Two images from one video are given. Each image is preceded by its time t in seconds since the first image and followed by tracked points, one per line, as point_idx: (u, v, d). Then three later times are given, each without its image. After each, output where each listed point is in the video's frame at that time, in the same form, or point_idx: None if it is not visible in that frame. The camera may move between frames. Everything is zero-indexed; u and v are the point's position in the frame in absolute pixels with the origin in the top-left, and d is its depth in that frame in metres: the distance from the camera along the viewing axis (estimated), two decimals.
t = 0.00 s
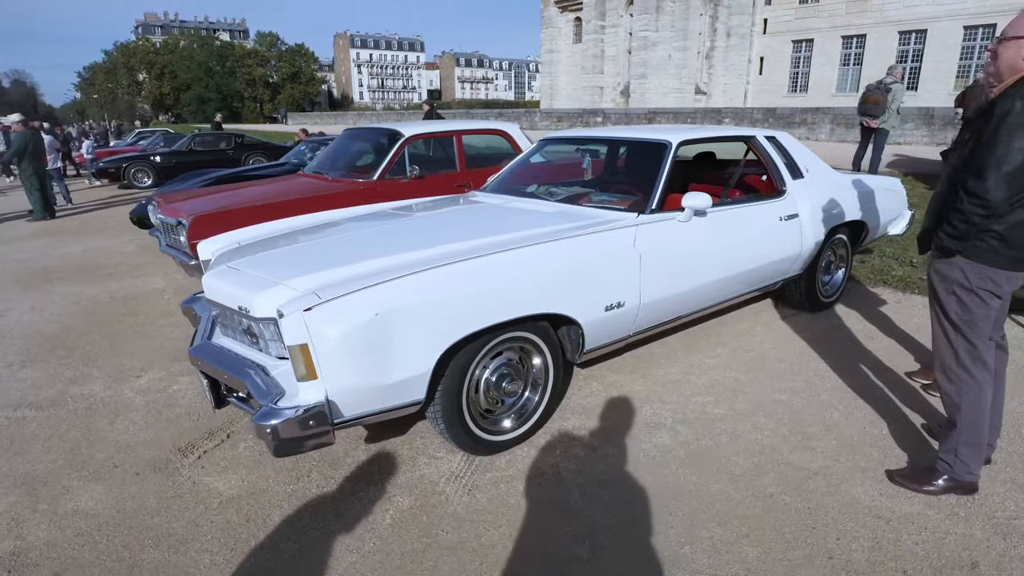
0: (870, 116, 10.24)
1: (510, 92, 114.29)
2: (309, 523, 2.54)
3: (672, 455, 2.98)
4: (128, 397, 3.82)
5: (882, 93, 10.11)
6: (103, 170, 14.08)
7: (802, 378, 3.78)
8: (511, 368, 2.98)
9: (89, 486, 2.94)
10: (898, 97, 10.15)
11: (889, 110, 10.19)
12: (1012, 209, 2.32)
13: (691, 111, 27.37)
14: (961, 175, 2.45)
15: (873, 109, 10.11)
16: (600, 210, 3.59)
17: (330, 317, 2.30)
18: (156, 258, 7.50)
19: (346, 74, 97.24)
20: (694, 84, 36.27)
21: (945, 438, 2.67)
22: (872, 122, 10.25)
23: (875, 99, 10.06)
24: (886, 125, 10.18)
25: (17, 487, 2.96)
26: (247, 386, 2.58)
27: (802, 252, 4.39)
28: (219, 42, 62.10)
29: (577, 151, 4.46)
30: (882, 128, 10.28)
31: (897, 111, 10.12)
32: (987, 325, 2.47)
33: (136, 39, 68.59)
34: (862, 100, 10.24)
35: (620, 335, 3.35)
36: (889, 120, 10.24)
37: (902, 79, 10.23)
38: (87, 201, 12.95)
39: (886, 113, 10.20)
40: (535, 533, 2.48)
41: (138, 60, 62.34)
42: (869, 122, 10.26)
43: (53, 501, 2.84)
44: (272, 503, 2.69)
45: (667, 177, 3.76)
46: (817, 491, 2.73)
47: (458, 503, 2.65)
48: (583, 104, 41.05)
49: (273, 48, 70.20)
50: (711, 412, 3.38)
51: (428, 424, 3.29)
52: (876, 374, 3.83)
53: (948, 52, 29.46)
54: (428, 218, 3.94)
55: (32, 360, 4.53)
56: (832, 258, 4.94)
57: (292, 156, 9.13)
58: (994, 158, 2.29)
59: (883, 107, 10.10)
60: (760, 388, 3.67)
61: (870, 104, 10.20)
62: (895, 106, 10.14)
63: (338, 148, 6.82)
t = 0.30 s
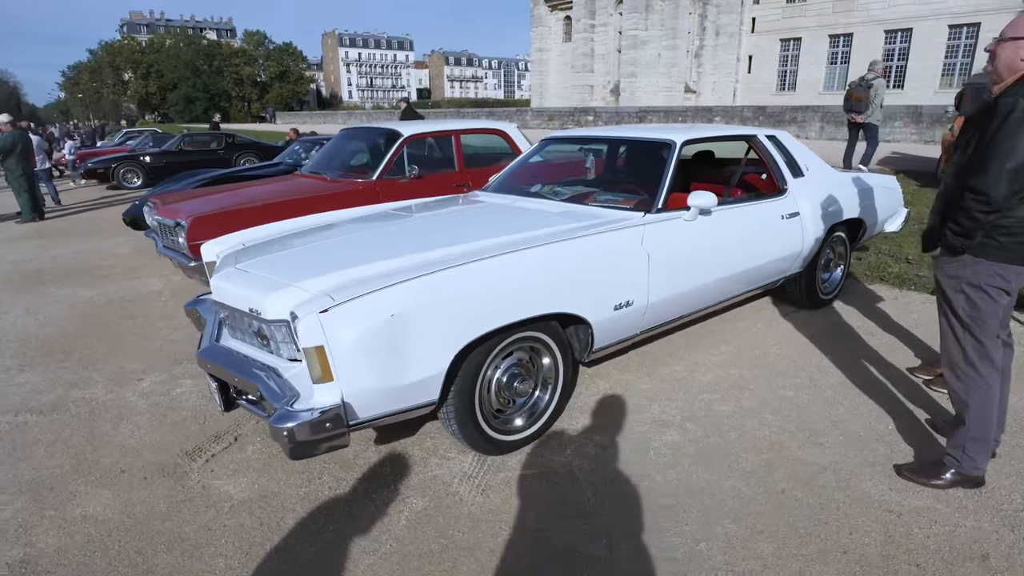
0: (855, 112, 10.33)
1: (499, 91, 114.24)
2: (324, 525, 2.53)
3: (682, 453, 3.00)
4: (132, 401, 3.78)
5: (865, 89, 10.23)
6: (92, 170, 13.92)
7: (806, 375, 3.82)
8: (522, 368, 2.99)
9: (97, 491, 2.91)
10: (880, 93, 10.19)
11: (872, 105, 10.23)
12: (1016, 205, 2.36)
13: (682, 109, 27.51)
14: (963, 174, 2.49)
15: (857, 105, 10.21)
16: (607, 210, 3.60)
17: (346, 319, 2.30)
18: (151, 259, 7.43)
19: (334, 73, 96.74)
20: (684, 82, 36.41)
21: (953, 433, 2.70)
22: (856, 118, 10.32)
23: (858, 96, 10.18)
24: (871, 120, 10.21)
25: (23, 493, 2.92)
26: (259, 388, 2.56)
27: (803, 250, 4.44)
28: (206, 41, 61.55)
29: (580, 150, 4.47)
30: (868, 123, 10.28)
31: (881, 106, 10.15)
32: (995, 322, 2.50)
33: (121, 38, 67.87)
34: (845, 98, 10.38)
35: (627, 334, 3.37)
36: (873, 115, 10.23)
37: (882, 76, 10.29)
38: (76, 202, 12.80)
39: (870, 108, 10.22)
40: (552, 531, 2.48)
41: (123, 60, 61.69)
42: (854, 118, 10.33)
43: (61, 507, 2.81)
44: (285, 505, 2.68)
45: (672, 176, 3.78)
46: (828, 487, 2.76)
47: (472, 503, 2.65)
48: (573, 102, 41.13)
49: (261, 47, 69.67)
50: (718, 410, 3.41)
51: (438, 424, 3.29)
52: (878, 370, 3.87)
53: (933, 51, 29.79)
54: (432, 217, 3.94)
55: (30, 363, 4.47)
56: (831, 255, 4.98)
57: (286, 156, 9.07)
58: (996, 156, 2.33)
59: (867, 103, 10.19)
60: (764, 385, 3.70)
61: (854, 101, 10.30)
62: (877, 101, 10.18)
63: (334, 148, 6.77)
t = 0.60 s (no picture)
0: (848, 107, 10.37)
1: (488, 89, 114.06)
2: (339, 530, 2.49)
3: (696, 451, 2.98)
4: (133, 405, 3.71)
5: (858, 85, 10.26)
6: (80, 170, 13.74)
7: (814, 371, 3.82)
8: (534, 368, 2.96)
9: (102, 498, 2.85)
10: (873, 90, 10.24)
11: (866, 101, 10.29)
12: None
13: (673, 106, 27.58)
14: (984, 176, 2.49)
15: (851, 101, 10.24)
16: (615, 207, 3.58)
17: (362, 320, 2.26)
18: (144, 260, 7.33)
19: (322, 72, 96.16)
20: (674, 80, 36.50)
21: (970, 430, 2.70)
22: (850, 113, 10.37)
23: (852, 92, 10.21)
24: (864, 117, 10.30)
25: (26, 501, 2.85)
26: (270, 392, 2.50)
27: (807, 247, 4.44)
28: (192, 39, 61.01)
29: (583, 148, 4.44)
30: (861, 119, 10.38)
31: (875, 104, 10.23)
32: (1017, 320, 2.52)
33: (106, 37, 67.06)
34: (839, 93, 10.39)
35: (638, 331, 3.35)
36: (866, 111, 10.31)
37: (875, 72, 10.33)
38: (64, 203, 12.62)
39: (863, 104, 10.29)
40: (571, 532, 2.46)
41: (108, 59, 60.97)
42: (847, 113, 10.39)
43: (66, 515, 2.74)
44: (297, 510, 2.63)
45: (680, 173, 3.76)
46: (844, 484, 2.75)
47: (488, 505, 2.62)
48: (564, 100, 41.12)
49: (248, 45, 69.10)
50: (729, 407, 3.40)
51: (448, 425, 3.25)
52: (884, 364, 3.88)
53: (920, 48, 30.06)
54: (437, 216, 3.90)
55: (25, 368, 4.38)
56: (833, 251, 4.98)
57: (280, 155, 8.99)
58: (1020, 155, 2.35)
59: (860, 99, 10.24)
60: (773, 381, 3.69)
61: (848, 96, 10.32)
62: (871, 98, 10.24)
63: (330, 146, 6.71)
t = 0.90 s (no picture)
0: (849, 106, 10.42)
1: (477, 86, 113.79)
2: (356, 539, 2.42)
3: (714, 451, 2.94)
4: (133, 410, 3.61)
5: (862, 84, 10.26)
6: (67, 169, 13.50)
7: (825, 368, 3.79)
8: (549, 368, 2.90)
9: (106, 507, 2.75)
10: (876, 89, 10.23)
11: (867, 100, 10.31)
12: None
13: (665, 103, 27.61)
14: (1009, 174, 2.47)
15: (853, 100, 10.27)
16: (628, 204, 3.53)
17: (380, 322, 2.19)
18: (136, 261, 7.18)
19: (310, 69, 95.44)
20: (664, 76, 36.51)
21: (991, 426, 2.66)
22: (850, 111, 10.43)
23: (855, 91, 10.22)
24: (864, 116, 10.31)
25: (25, 513, 2.76)
26: (282, 396, 2.43)
27: (815, 243, 4.41)
28: (178, 37, 60.34)
29: (589, 144, 4.39)
30: (860, 117, 10.42)
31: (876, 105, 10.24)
32: None
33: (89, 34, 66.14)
34: (843, 91, 10.41)
35: (652, 330, 3.31)
36: (867, 110, 10.33)
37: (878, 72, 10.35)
38: (51, 203, 12.39)
39: (865, 103, 10.31)
40: (594, 537, 2.41)
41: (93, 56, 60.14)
42: (847, 111, 10.46)
43: (69, 527, 2.65)
44: (309, 519, 2.56)
45: (691, 169, 3.72)
46: (866, 484, 2.72)
47: (507, 510, 2.56)
48: (555, 97, 41.06)
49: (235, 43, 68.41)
50: (743, 406, 3.36)
51: (459, 428, 3.18)
52: (894, 360, 3.86)
53: (907, 44, 30.31)
54: (443, 214, 3.83)
55: (18, 373, 4.26)
56: (839, 247, 4.96)
57: (273, 153, 8.86)
58: None
59: (862, 98, 10.27)
60: (785, 379, 3.66)
61: (850, 95, 10.36)
62: (873, 98, 10.24)
63: (327, 144, 6.60)
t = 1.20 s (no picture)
0: (847, 100, 10.52)
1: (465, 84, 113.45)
2: (368, 545, 2.36)
3: (727, 449, 2.91)
4: (129, 414, 3.52)
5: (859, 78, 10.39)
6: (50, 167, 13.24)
7: (832, 364, 3.77)
8: (561, 368, 2.85)
9: (106, 515, 2.67)
10: (874, 83, 10.32)
11: (865, 94, 10.34)
12: None
13: (655, 100, 27.64)
14: None
15: (850, 93, 10.38)
16: (635, 201, 3.49)
17: (393, 322, 2.13)
18: (125, 261, 7.04)
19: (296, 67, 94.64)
20: (653, 74, 36.56)
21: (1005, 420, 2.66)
22: (847, 105, 10.50)
23: (851, 83, 10.36)
24: (861, 110, 10.33)
25: (21, 522, 2.66)
26: (290, 399, 2.36)
27: (818, 239, 4.40)
28: (162, 34, 59.56)
29: (592, 140, 4.34)
30: (858, 112, 10.43)
31: (874, 96, 10.25)
32: None
33: (70, 31, 65.08)
34: (841, 85, 10.57)
35: (662, 328, 3.27)
36: (865, 104, 10.35)
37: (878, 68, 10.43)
38: (35, 202, 12.15)
39: (862, 96, 10.35)
40: (612, 539, 2.36)
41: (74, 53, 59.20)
42: (846, 104, 10.49)
43: (67, 536, 2.57)
44: (318, 525, 2.49)
45: (698, 165, 3.68)
46: (882, 481, 2.69)
47: (521, 512, 2.51)
48: (545, 94, 40.99)
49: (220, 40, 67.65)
50: (754, 403, 3.33)
51: (468, 429, 3.12)
52: (900, 356, 3.85)
53: (893, 42, 30.52)
54: (445, 212, 3.77)
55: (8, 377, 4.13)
56: (840, 243, 4.95)
57: (264, 150, 8.74)
58: None
59: (859, 91, 10.37)
60: (793, 376, 3.64)
61: (848, 89, 10.50)
62: (871, 89, 10.29)
63: (320, 141, 6.51)
